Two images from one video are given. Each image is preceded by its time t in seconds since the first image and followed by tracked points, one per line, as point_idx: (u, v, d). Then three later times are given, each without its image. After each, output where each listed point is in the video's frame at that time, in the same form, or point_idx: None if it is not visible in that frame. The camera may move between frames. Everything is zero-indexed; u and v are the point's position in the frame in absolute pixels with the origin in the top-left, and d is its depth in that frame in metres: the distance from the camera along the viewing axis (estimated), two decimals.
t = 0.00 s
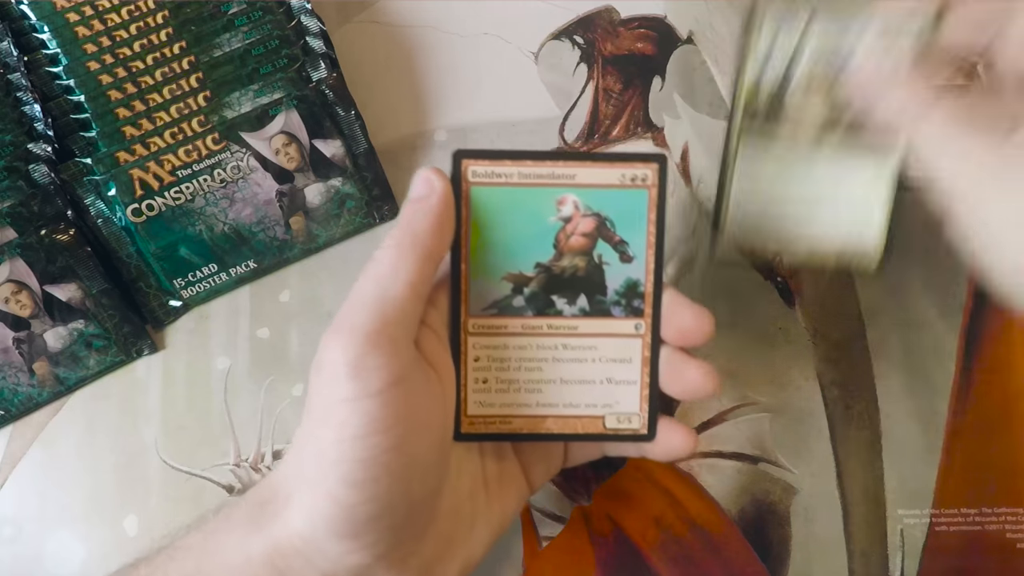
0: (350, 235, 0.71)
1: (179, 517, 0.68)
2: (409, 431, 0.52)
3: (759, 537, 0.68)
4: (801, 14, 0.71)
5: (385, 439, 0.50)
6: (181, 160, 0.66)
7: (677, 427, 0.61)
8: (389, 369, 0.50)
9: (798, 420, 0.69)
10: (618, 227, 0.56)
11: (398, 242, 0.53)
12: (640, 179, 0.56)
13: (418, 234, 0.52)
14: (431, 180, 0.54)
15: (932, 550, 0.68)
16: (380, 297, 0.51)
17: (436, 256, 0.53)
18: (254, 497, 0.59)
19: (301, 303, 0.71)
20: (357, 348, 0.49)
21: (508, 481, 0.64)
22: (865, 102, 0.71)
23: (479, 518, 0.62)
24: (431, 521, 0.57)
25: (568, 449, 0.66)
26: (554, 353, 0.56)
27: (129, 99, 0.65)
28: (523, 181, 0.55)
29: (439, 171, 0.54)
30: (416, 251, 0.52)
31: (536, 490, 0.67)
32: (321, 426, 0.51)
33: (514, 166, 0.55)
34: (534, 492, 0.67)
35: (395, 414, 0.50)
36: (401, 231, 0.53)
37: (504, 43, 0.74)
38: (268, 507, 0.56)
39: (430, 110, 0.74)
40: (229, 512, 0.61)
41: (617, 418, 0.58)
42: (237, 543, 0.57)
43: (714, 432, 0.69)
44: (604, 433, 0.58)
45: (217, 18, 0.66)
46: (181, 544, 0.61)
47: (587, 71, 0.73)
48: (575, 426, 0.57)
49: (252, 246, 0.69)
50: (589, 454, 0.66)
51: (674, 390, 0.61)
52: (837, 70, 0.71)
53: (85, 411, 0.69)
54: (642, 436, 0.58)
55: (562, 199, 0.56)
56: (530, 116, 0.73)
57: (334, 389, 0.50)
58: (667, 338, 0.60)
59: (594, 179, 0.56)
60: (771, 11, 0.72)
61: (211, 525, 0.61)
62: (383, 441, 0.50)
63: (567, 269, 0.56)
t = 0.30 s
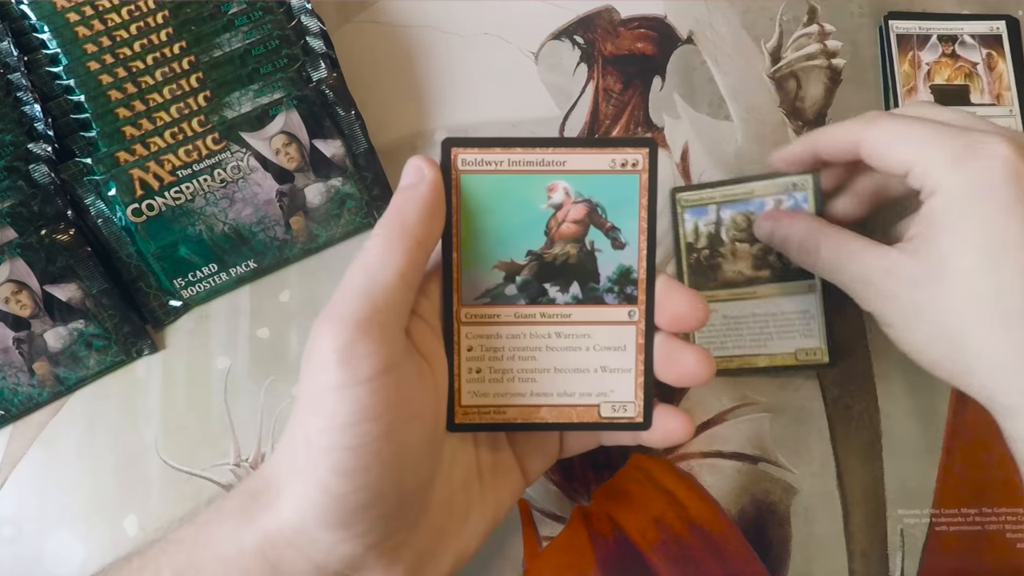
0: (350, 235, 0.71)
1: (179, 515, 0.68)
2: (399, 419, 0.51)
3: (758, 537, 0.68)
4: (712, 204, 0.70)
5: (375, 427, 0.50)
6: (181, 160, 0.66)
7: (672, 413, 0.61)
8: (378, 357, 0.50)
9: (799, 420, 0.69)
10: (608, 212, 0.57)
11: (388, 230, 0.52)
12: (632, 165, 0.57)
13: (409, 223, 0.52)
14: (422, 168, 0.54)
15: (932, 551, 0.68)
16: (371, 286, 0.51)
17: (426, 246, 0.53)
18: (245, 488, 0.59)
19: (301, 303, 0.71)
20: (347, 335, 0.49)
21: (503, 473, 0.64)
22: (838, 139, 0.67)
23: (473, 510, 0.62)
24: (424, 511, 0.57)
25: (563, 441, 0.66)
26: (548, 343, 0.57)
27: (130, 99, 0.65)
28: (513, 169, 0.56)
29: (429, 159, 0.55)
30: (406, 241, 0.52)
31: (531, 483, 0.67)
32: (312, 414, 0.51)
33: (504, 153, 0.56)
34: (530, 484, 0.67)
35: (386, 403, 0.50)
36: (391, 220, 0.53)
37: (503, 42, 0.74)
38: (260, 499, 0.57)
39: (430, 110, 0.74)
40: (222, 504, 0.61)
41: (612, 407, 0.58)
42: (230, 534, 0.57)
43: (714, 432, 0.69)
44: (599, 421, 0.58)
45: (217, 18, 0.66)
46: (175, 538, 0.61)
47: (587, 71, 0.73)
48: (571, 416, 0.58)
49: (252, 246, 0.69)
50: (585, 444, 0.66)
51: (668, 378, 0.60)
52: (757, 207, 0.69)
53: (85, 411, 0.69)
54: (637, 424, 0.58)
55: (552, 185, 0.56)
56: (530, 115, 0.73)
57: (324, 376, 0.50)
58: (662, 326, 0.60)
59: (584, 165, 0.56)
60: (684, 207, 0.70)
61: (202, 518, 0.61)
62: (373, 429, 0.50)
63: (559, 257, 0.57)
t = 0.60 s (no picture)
0: (350, 234, 0.71)
1: (178, 514, 0.68)
2: (397, 417, 0.51)
3: (758, 537, 0.68)
4: (724, 213, 0.70)
5: (372, 425, 0.50)
6: (181, 160, 0.66)
7: (670, 412, 0.61)
8: (375, 355, 0.50)
9: (798, 420, 0.69)
10: (607, 211, 0.57)
11: (386, 229, 0.53)
12: (631, 165, 0.57)
13: (408, 222, 0.53)
14: (421, 167, 0.54)
15: (931, 551, 0.68)
16: (369, 285, 0.51)
17: (424, 245, 0.53)
18: (243, 487, 0.59)
19: (300, 303, 0.71)
20: (345, 333, 0.50)
21: (502, 473, 0.64)
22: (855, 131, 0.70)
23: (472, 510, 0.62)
24: (422, 510, 0.57)
25: (563, 441, 0.66)
26: (546, 342, 0.57)
27: (129, 99, 0.65)
28: (512, 168, 0.56)
29: (428, 158, 0.55)
30: (404, 239, 0.52)
31: (530, 483, 0.67)
32: (309, 412, 0.51)
33: (503, 152, 0.56)
34: (529, 485, 0.67)
35: (384, 401, 0.50)
36: (390, 218, 0.53)
37: (503, 42, 0.74)
38: (259, 497, 0.57)
39: (430, 110, 0.74)
40: (221, 503, 0.61)
41: (611, 406, 0.58)
42: (229, 532, 0.57)
43: (714, 432, 0.69)
44: (597, 421, 0.58)
45: (217, 18, 0.66)
46: (173, 536, 0.61)
47: (587, 71, 0.73)
48: (570, 415, 0.58)
49: (252, 246, 0.69)
50: (585, 443, 0.66)
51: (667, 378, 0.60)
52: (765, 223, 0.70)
53: (85, 411, 0.69)
54: (636, 423, 0.58)
55: (551, 184, 0.56)
56: (530, 116, 0.73)
57: (322, 374, 0.50)
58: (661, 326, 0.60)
59: (584, 164, 0.56)
60: (699, 212, 0.70)
61: (201, 517, 0.61)
62: (371, 426, 0.50)
63: (557, 256, 0.57)
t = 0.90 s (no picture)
0: (350, 234, 0.71)
1: (178, 515, 0.68)
2: (400, 417, 0.51)
3: (759, 538, 0.68)
4: (733, 197, 0.72)
5: (374, 424, 0.50)
6: (181, 160, 0.66)
7: (671, 413, 0.61)
8: (377, 354, 0.50)
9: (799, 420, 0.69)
10: (608, 212, 0.57)
11: (389, 229, 0.53)
12: (633, 164, 0.57)
13: (410, 222, 0.53)
14: (423, 167, 0.54)
15: (931, 551, 0.68)
16: (371, 284, 0.51)
17: (427, 245, 0.54)
18: (245, 487, 0.59)
19: (301, 303, 0.71)
20: (347, 332, 0.50)
21: (504, 473, 0.64)
22: (836, 157, 0.69)
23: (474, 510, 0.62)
24: (424, 510, 0.58)
25: (564, 441, 0.66)
26: (548, 342, 0.57)
27: (129, 99, 0.65)
28: (514, 168, 0.56)
29: (430, 158, 0.55)
30: (406, 239, 0.52)
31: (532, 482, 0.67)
32: (312, 412, 0.51)
33: (505, 152, 0.56)
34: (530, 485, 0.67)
35: (387, 401, 0.50)
36: (392, 218, 0.53)
37: (503, 42, 0.74)
38: (261, 497, 0.57)
39: (430, 110, 0.74)
40: (222, 503, 0.61)
41: (613, 406, 0.58)
42: (231, 531, 0.57)
43: (715, 432, 0.69)
44: (600, 421, 0.58)
45: (217, 18, 0.66)
46: (175, 536, 0.61)
47: (587, 71, 0.73)
48: (571, 415, 0.58)
49: (252, 246, 0.69)
50: (586, 443, 0.66)
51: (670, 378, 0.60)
52: (775, 205, 0.71)
53: (85, 410, 0.69)
54: (638, 423, 0.58)
55: (553, 184, 0.56)
56: (530, 115, 0.73)
57: (324, 374, 0.50)
58: (663, 325, 0.59)
59: (586, 165, 0.56)
60: (707, 196, 0.72)
61: (203, 516, 0.61)
62: (373, 426, 0.50)
63: (560, 256, 0.57)
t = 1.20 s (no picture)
0: (350, 234, 0.71)
1: (179, 515, 0.68)
2: (402, 419, 0.51)
3: (758, 538, 0.68)
4: (745, 153, 0.72)
5: (375, 425, 0.50)
6: (181, 160, 0.66)
7: (672, 413, 0.61)
8: (379, 355, 0.50)
9: (799, 420, 0.69)
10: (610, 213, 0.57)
11: (391, 230, 0.53)
12: (635, 165, 0.57)
13: (411, 223, 0.53)
14: (425, 168, 0.54)
15: (932, 551, 0.68)
16: (372, 285, 0.51)
17: (429, 245, 0.54)
18: (247, 488, 0.59)
19: (301, 303, 0.71)
20: (349, 333, 0.50)
21: (505, 473, 0.64)
22: (843, 139, 0.69)
23: (475, 510, 0.62)
24: (426, 510, 0.58)
25: (565, 441, 0.66)
26: (550, 343, 0.57)
27: (130, 99, 0.65)
28: (516, 168, 0.56)
29: (432, 159, 0.55)
30: (407, 240, 0.52)
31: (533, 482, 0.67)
32: (313, 412, 0.51)
33: (507, 153, 0.56)
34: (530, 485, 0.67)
35: (388, 401, 0.50)
36: (394, 218, 0.53)
37: (503, 42, 0.74)
38: (262, 497, 0.57)
39: (430, 110, 0.74)
40: (224, 502, 0.61)
41: (615, 407, 0.58)
42: (232, 531, 0.57)
43: (715, 432, 0.69)
44: (600, 421, 0.58)
45: (217, 18, 0.66)
46: (176, 536, 0.61)
47: (587, 71, 0.73)
48: (573, 416, 0.58)
49: (252, 246, 0.69)
50: (587, 443, 0.66)
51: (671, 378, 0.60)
52: (787, 161, 0.71)
53: (85, 410, 0.69)
54: (639, 423, 0.58)
55: (555, 184, 0.56)
56: (530, 115, 0.73)
57: (326, 374, 0.50)
58: (665, 326, 0.59)
59: (587, 165, 0.56)
60: (720, 151, 0.72)
61: (204, 516, 0.61)
62: (375, 427, 0.50)
63: (562, 256, 0.57)
